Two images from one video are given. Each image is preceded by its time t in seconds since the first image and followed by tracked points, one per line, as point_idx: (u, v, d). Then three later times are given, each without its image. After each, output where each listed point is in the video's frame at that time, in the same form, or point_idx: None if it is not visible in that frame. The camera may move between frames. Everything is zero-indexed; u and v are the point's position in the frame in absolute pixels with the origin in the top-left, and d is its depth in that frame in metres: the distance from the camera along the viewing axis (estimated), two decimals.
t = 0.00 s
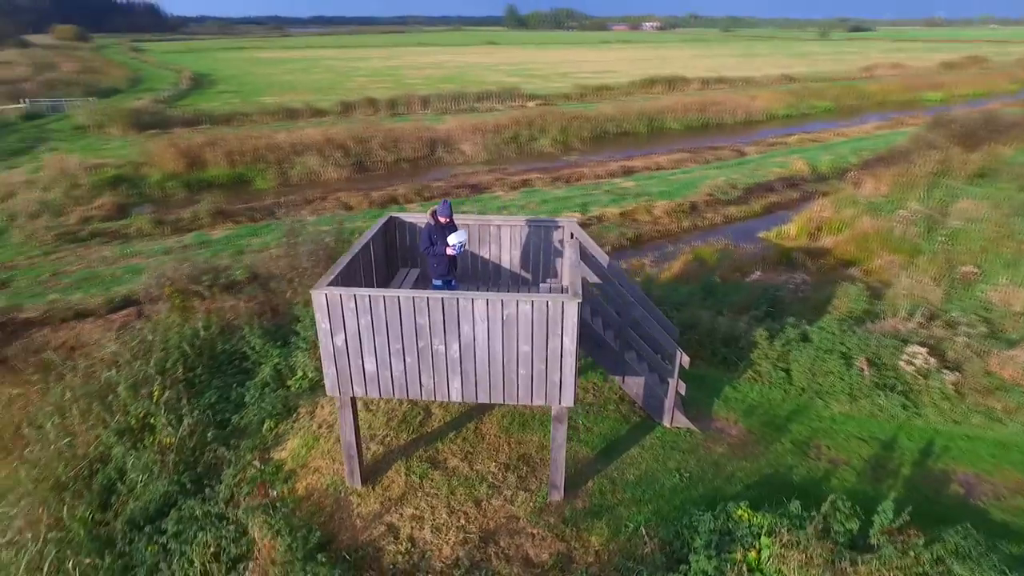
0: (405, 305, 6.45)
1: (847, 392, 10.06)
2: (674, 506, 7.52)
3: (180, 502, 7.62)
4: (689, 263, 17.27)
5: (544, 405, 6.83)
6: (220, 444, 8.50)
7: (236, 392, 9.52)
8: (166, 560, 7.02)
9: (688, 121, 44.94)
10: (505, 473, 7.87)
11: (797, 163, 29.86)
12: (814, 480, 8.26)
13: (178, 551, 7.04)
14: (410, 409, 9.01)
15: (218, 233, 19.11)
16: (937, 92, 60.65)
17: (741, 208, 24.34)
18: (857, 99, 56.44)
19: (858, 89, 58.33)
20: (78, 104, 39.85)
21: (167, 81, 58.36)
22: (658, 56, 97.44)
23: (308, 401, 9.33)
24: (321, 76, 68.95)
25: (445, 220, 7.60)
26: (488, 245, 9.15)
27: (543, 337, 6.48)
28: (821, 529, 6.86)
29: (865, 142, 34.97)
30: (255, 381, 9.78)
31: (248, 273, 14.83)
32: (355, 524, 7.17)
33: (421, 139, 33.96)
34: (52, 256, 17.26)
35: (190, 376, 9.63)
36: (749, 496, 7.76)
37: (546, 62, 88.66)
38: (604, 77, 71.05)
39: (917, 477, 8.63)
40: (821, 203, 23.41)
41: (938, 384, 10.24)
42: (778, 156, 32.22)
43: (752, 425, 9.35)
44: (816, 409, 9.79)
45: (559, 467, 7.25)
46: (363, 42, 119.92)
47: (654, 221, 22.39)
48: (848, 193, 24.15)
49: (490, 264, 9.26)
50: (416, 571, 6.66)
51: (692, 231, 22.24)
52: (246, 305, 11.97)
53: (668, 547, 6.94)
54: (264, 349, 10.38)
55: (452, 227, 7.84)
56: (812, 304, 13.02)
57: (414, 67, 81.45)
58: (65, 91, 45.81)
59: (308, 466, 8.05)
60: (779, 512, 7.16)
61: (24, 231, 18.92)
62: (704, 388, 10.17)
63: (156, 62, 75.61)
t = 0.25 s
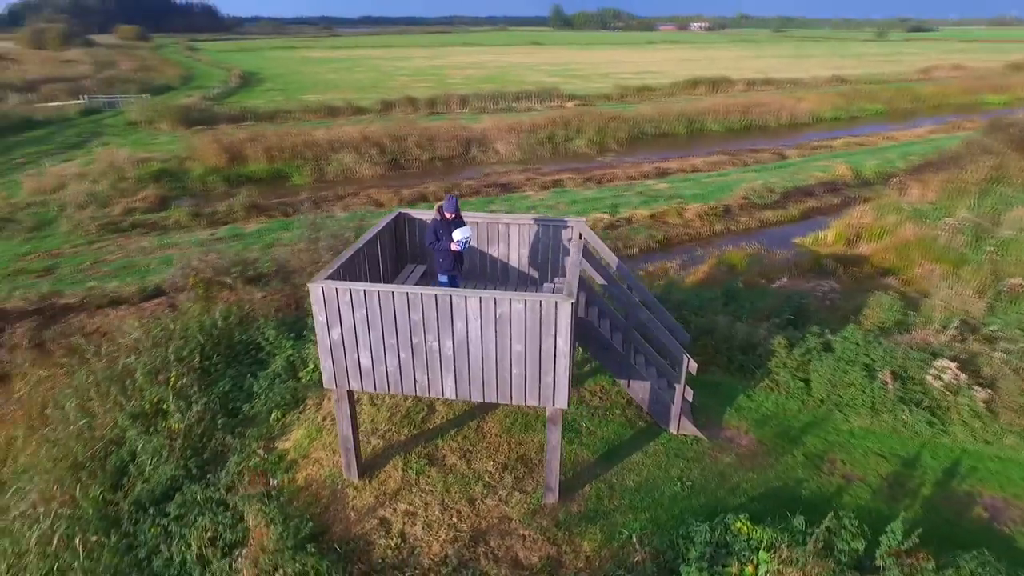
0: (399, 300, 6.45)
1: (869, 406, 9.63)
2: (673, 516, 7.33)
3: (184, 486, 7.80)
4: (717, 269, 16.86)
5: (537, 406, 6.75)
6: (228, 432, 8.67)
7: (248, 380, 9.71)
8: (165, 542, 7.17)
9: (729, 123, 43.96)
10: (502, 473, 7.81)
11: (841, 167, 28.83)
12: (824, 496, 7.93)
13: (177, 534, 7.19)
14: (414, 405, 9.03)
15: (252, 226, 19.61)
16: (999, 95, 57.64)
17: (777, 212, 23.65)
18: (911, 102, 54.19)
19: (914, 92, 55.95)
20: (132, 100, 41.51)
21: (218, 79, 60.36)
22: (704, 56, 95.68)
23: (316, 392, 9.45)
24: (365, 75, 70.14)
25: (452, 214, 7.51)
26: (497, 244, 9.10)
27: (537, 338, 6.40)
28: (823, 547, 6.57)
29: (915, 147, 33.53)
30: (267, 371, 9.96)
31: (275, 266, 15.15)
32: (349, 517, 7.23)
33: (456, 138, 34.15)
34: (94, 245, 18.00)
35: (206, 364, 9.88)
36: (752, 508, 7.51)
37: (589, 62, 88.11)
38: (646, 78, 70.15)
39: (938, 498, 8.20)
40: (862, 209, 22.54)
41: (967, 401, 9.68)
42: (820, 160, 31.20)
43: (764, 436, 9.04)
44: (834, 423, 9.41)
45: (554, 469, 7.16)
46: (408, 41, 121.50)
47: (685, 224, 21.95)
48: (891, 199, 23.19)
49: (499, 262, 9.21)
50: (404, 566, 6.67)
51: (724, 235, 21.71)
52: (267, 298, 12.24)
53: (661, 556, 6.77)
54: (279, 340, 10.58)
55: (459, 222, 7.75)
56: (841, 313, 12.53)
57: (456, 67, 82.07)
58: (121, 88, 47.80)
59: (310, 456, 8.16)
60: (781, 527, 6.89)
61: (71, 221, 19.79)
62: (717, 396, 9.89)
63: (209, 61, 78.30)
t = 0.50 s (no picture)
0: (390, 291, 6.47)
1: (887, 417, 9.22)
2: (666, 520, 7.15)
3: (187, 468, 7.98)
4: (743, 272, 16.42)
5: (527, 402, 6.67)
6: (234, 418, 8.85)
7: (258, 368, 9.90)
8: (163, 521, 7.33)
9: (769, 125, 42.87)
10: (495, 469, 7.75)
11: (883, 171, 27.80)
12: (829, 508, 7.62)
13: (175, 514, 7.35)
14: (415, 398, 9.05)
15: (281, 220, 20.03)
16: None
17: (812, 216, 22.94)
18: (966, 104, 51.88)
19: (969, 94, 53.55)
20: (179, 97, 42.95)
21: (263, 77, 62.04)
22: (748, 57, 93.67)
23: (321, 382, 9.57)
24: (405, 74, 71.05)
25: (453, 205, 7.33)
26: (502, 238, 9.04)
27: (526, 332, 6.33)
28: (819, 561, 6.31)
29: (966, 151, 32.09)
30: (277, 359, 10.15)
31: (297, 259, 15.42)
32: (341, 505, 7.28)
33: (488, 136, 34.22)
34: (131, 234, 18.66)
35: (220, 351, 10.12)
36: (750, 517, 7.26)
37: (629, 62, 87.29)
38: (687, 78, 69.06)
39: (954, 515, 7.79)
40: (902, 215, 21.67)
41: (994, 415, 9.18)
42: (862, 163, 30.14)
43: (772, 443, 8.74)
44: (847, 433, 9.04)
45: (545, 467, 7.06)
46: (450, 41, 122.49)
47: (714, 226, 21.48)
48: (934, 205, 22.22)
49: (503, 258, 9.18)
50: (390, 556, 6.68)
51: (754, 238, 21.16)
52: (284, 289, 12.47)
53: (650, 560, 6.61)
54: (291, 330, 10.76)
55: (461, 214, 7.58)
56: (867, 321, 12.04)
57: (495, 67, 82.44)
58: (170, 85, 49.53)
59: (308, 444, 8.26)
60: (777, 537, 6.64)
61: (112, 211, 20.57)
62: (727, 400, 9.61)
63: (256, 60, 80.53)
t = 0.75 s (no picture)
0: (388, 283, 6.49)
1: (911, 432, 8.78)
2: (664, 526, 6.96)
3: (197, 451, 8.17)
4: (774, 278, 15.91)
5: (521, 399, 6.59)
6: (245, 404, 9.04)
7: (273, 357, 10.09)
8: (168, 501, 7.52)
9: (817, 127, 41.49)
10: (494, 466, 7.70)
11: (934, 176, 26.56)
12: (839, 523, 7.29)
13: (179, 495, 7.54)
14: (422, 392, 9.07)
15: (313, 214, 20.43)
16: None
17: (854, 222, 22.08)
18: None
19: None
20: (228, 94, 44.34)
21: (310, 76, 63.57)
22: (800, 58, 90.94)
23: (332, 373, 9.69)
24: (448, 74, 71.69)
25: (459, 196, 7.20)
26: (511, 235, 9.00)
27: (520, 328, 6.25)
28: None
29: None
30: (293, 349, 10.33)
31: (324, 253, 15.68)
32: (338, 494, 7.36)
33: (524, 135, 34.15)
34: (171, 225, 19.34)
35: (238, 339, 10.38)
36: (753, 529, 7.01)
37: (675, 63, 85.98)
38: (733, 79, 67.54)
39: (977, 538, 7.32)
40: (951, 222, 20.65)
41: None
42: (913, 168, 28.87)
43: (785, 453, 8.43)
44: (867, 447, 8.64)
45: (540, 466, 6.97)
46: (495, 41, 123.02)
47: (748, 230, 20.87)
48: (987, 212, 21.09)
49: (513, 254, 9.11)
50: (381, 548, 6.69)
51: (790, 244, 20.48)
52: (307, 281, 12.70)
53: (642, 566, 6.44)
54: (308, 321, 10.94)
55: (468, 205, 7.43)
56: (899, 331, 11.48)
57: (538, 67, 82.39)
58: (221, 83, 51.18)
59: (313, 433, 8.37)
60: (777, 551, 6.39)
61: (154, 203, 21.37)
62: (741, 407, 9.31)
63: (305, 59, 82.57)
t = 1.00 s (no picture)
0: (385, 274, 6.53)
1: (932, 446, 8.35)
2: (657, 531, 6.81)
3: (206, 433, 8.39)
4: (805, 283, 15.39)
5: (514, 394, 6.56)
6: (256, 390, 9.23)
7: (288, 346, 10.29)
8: (174, 480, 7.74)
9: (866, 130, 40.00)
10: (490, 461, 7.67)
11: (988, 182, 25.25)
12: (845, 538, 7.00)
13: (185, 475, 7.75)
14: (427, 384, 9.11)
15: (345, 209, 20.79)
16: None
17: (897, 228, 21.19)
18: None
19: None
20: (274, 91, 45.56)
21: (354, 74, 64.80)
22: (854, 59, 87.82)
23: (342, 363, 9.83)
24: (490, 73, 71.99)
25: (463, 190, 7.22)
26: (520, 231, 8.95)
27: (512, 323, 6.22)
28: None
29: None
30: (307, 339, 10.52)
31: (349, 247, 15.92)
32: (336, 482, 7.46)
33: (560, 134, 33.99)
34: (208, 217, 19.98)
35: (256, 328, 10.64)
36: (751, 538, 6.80)
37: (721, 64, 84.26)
38: (781, 80, 65.75)
39: (996, 562, 6.90)
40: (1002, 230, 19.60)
41: None
42: (966, 174, 27.53)
43: (794, 462, 8.14)
44: (883, 461, 8.27)
45: (533, 463, 6.91)
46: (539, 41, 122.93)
47: (782, 233, 20.25)
48: None
49: (522, 250, 9.05)
50: (371, 537, 6.74)
51: (826, 249, 19.80)
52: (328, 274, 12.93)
53: (631, 569, 6.32)
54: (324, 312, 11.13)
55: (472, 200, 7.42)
56: (930, 342, 10.95)
57: (581, 67, 81.95)
58: (268, 80, 52.65)
59: (317, 421, 8.50)
60: (771, 562, 6.18)
61: (195, 195, 22.13)
62: (752, 414, 9.04)
63: (351, 58, 84.17)
